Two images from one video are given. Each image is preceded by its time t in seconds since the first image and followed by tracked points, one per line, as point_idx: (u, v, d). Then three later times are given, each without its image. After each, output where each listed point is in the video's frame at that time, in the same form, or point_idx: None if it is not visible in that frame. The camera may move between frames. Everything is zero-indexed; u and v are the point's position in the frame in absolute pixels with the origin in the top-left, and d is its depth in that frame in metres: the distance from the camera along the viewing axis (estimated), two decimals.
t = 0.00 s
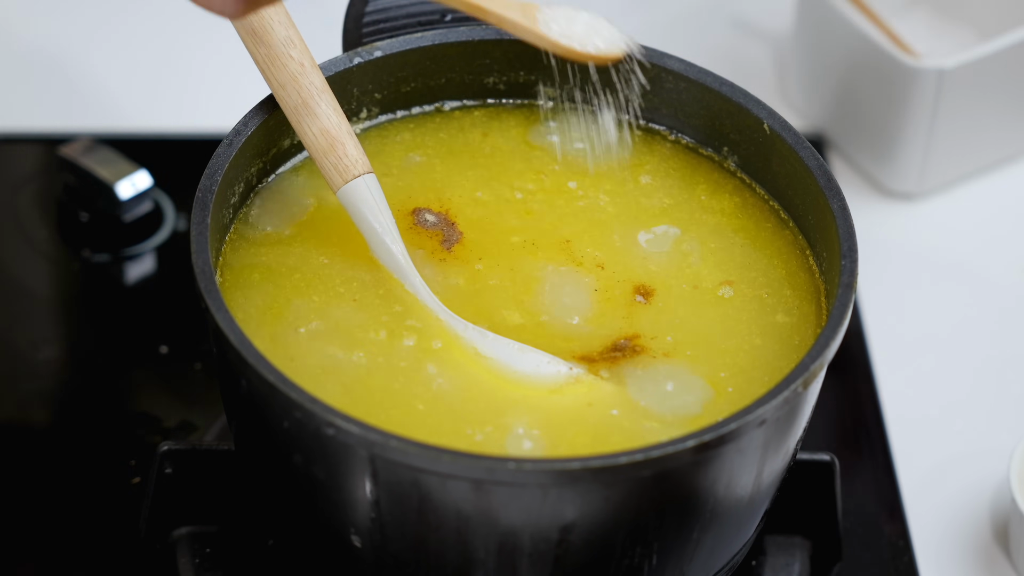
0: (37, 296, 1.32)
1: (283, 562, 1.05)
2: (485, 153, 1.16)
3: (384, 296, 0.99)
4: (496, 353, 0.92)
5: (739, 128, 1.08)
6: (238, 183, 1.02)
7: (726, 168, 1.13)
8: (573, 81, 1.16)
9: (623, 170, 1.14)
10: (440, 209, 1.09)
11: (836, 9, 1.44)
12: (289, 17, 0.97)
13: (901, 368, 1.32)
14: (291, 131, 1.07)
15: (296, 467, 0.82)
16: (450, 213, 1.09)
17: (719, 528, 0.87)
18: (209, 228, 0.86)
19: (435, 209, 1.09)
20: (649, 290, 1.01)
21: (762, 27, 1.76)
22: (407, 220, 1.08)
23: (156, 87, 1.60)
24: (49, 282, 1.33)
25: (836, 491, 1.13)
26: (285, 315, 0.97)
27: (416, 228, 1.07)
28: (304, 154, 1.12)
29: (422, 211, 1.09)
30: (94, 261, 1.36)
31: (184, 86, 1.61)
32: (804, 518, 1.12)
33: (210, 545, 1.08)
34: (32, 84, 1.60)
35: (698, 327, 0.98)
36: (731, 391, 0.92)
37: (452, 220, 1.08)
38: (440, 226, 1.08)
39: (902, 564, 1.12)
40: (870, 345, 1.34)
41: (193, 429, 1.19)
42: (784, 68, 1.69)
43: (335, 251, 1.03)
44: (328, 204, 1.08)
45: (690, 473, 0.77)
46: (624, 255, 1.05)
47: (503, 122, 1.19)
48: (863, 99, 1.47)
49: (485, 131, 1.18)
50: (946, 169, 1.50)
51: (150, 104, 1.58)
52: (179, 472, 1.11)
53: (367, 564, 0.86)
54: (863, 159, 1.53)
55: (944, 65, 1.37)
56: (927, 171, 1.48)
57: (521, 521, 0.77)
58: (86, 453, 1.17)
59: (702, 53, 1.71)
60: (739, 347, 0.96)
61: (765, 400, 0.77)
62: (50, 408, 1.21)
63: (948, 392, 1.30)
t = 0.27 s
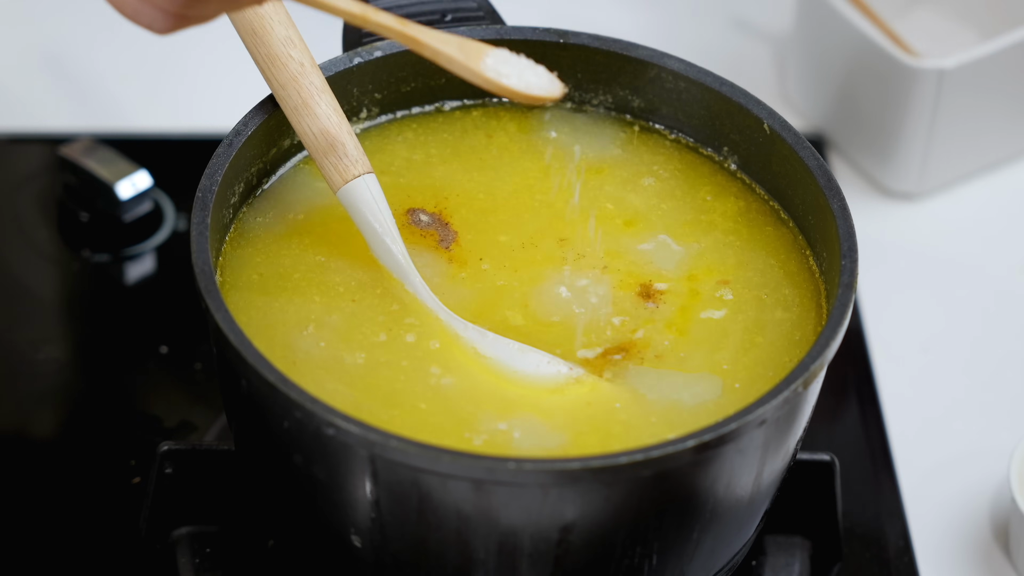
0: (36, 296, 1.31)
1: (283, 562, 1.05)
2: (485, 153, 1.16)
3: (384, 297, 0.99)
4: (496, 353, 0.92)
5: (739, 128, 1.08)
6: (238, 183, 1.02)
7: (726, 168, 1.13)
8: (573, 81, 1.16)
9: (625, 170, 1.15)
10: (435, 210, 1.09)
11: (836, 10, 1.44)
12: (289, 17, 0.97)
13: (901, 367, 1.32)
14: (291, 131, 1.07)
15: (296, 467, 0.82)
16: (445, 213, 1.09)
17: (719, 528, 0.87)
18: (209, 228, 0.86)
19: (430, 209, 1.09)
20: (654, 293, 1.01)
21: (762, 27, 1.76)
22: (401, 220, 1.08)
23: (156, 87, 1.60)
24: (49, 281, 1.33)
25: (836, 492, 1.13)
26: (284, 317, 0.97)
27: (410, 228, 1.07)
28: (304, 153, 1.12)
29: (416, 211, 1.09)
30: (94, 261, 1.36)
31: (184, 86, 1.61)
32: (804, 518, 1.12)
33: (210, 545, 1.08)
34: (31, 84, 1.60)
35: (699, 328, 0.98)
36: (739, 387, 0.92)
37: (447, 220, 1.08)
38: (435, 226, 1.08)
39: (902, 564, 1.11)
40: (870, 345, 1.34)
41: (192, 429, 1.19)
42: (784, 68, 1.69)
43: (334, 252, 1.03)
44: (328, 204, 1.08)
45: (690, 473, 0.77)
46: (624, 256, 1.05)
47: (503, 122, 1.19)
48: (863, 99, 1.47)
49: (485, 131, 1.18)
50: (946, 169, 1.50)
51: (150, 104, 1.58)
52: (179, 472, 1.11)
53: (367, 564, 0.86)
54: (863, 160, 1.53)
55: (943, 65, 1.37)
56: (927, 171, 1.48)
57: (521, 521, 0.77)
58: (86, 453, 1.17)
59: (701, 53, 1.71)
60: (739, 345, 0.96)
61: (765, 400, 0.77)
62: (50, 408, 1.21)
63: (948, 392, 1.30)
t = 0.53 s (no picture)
0: (36, 296, 1.31)
1: (283, 562, 1.05)
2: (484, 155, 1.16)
3: (384, 297, 0.99)
4: (496, 353, 0.92)
5: (739, 128, 1.08)
6: (238, 183, 1.01)
7: (726, 168, 1.13)
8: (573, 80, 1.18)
9: (628, 171, 1.14)
10: (431, 210, 1.09)
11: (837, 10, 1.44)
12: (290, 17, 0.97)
13: (901, 367, 1.32)
14: (291, 131, 1.07)
15: (297, 466, 0.82)
16: (441, 213, 1.09)
17: (719, 528, 0.87)
18: (209, 228, 0.86)
19: (426, 209, 1.09)
20: (653, 295, 1.01)
21: (762, 27, 1.76)
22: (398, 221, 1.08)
23: (156, 87, 1.60)
24: (48, 281, 1.33)
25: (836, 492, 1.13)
26: (282, 318, 0.97)
27: (407, 229, 1.07)
28: (304, 153, 1.12)
29: (412, 212, 1.09)
30: (93, 261, 1.36)
31: (184, 86, 1.61)
32: (804, 518, 1.12)
33: (210, 545, 1.08)
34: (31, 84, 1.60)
35: (700, 328, 0.98)
36: (742, 383, 0.93)
37: (443, 219, 1.08)
38: (431, 227, 1.08)
39: (902, 564, 1.11)
40: (870, 345, 1.34)
41: (192, 429, 1.19)
42: (784, 67, 1.69)
43: (334, 253, 1.03)
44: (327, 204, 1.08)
45: (690, 473, 0.77)
46: (625, 258, 1.05)
47: (503, 122, 1.19)
48: (863, 99, 1.47)
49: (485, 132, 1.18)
50: (946, 169, 1.50)
51: (150, 104, 1.58)
52: (179, 472, 1.11)
53: (367, 564, 0.86)
54: (863, 160, 1.53)
55: (944, 65, 1.37)
56: (927, 171, 1.48)
57: (521, 521, 0.77)
58: (85, 453, 1.17)
59: (701, 52, 1.71)
60: (740, 342, 0.96)
61: (765, 400, 0.77)
62: (49, 407, 1.21)
63: (948, 391, 1.30)
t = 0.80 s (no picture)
0: (36, 296, 1.31)
1: (284, 562, 1.05)
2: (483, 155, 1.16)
3: (385, 297, 0.99)
4: (496, 353, 0.92)
5: (739, 129, 1.08)
6: (238, 183, 1.01)
7: (726, 168, 1.13)
8: (573, 81, 1.17)
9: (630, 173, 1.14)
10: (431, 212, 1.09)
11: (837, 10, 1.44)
12: (290, 18, 0.97)
13: (901, 367, 1.32)
14: (291, 131, 1.08)
15: (297, 466, 0.82)
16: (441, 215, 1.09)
17: (719, 528, 0.87)
18: (209, 228, 0.86)
19: (426, 211, 1.10)
20: (654, 299, 1.01)
21: (762, 27, 1.76)
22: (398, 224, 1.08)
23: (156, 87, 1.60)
24: (48, 281, 1.33)
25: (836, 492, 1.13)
26: (282, 318, 0.97)
27: (408, 231, 1.07)
28: (304, 153, 1.12)
29: (413, 214, 1.09)
30: (94, 261, 1.35)
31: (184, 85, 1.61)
32: (804, 519, 1.12)
33: (210, 545, 1.08)
34: (31, 84, 1.60)
35: (700, 328, 0.98)
36: (742, 382, 0.93)
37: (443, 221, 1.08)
38: (432, 228, 1.08)
39: (902, 564, 1.11)
40: (870, 345, 1.34)
41: (192, 429, 1.19)
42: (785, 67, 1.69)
43: (334, 253, 1.03)
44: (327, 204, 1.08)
45: (690, 473, 0.77)
46: (626, 257, 1.05)
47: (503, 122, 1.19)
48: (863, 98, 1.47)
49: (485, 131, 1.18)
50: (946, 169, 1.50)
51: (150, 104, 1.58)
52: (179, 472, 1.11)
53: (367, 563, 0.86)
54: (864, 159, 1.53)
55: (943, 65, 1.37)
56: (927, 170, 1.48)
57: (521, 521, 0.77)
58: (85, 454, 1.17)
59: (701, 52, 1.71)
60: (741, 342, 0.96)
61: (765, 400, 0.76)
62: (50, 408, 1.21)
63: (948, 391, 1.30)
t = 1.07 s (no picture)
0: (36, 296, 1.31)
1: (283, 562, 1.05)
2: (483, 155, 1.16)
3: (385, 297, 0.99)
4: (497, 352, 0.92)
5: (739, 129, 1.08)
6: (238, 183, 1.01)
7: (726, 168, 1.13)
8: (573, 81, 1.17)
9: (633, 175, 1.14)
10: (433, 215, 1.09)
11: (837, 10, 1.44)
12: (289, 17, 0.97)
13: (901, 367, 1.32)
14: (291, 131, 1.07)
15: (297, 466, 0.82)
16: (443, 218, 1.08)
17: (719, 528, 0.87)
18: (209, 228, 0.86)
19: (429, 214, 1.09)
20: (654, 301, 1.00)
21: (762, 27, 1.76)
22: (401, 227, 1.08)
23: (156, 87, 1.60)
24: (48, 281, 1.33)
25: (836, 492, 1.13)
26: (282, 318, 0.97)
27: (410, 235, 1.07)
28: (304, 153, 1.12)
29: (416, 217, 1.08)
30: (93, 261, 1.35)
31: (184, 85, 1.61)
32: (804, 518, 1.12)
33: (210, 545, 1.08)
34: (31, 84, 1.60)
35: (700, 328, 0.98)
36: (737, 384, 0.93)
37: (445, 225, 1.08)
38: (434, 232, 1.07)
39: (902, 564, 1.11)
40: (870, 345, 1.34)
41: (193, 429, 1.19)
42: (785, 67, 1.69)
43: (334, 252, 1.03)
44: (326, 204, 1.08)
45: (690, 473, 0.77)
46: (627, 257, 1.05)
47: (503, 122, 1.19)
48: (863, 98, 1.47)
49: (486, 131, 1.18)
50: (946, 169, 1.50)
51: (150, 104, 1.58)
52: (179, 472, 1.11)
53: (367, 563, 0.86)
54: (864, 159, 1.53)
55: (944, 64, 1.37)
56: (927, 170, 1.48)
57: (521, 521, 0.77)
58: (85, 454, 1.17)
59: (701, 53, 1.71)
60: (741, 343, 0.96)
61: (765, 400, 0.76)
62: (50, 408, 1.21)
63: (948, 391, 1.30)
